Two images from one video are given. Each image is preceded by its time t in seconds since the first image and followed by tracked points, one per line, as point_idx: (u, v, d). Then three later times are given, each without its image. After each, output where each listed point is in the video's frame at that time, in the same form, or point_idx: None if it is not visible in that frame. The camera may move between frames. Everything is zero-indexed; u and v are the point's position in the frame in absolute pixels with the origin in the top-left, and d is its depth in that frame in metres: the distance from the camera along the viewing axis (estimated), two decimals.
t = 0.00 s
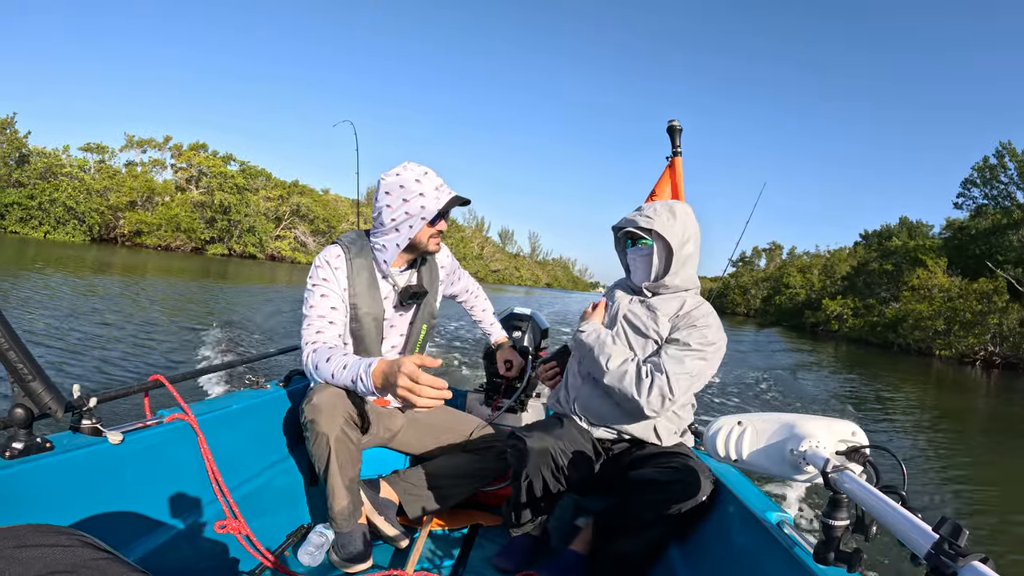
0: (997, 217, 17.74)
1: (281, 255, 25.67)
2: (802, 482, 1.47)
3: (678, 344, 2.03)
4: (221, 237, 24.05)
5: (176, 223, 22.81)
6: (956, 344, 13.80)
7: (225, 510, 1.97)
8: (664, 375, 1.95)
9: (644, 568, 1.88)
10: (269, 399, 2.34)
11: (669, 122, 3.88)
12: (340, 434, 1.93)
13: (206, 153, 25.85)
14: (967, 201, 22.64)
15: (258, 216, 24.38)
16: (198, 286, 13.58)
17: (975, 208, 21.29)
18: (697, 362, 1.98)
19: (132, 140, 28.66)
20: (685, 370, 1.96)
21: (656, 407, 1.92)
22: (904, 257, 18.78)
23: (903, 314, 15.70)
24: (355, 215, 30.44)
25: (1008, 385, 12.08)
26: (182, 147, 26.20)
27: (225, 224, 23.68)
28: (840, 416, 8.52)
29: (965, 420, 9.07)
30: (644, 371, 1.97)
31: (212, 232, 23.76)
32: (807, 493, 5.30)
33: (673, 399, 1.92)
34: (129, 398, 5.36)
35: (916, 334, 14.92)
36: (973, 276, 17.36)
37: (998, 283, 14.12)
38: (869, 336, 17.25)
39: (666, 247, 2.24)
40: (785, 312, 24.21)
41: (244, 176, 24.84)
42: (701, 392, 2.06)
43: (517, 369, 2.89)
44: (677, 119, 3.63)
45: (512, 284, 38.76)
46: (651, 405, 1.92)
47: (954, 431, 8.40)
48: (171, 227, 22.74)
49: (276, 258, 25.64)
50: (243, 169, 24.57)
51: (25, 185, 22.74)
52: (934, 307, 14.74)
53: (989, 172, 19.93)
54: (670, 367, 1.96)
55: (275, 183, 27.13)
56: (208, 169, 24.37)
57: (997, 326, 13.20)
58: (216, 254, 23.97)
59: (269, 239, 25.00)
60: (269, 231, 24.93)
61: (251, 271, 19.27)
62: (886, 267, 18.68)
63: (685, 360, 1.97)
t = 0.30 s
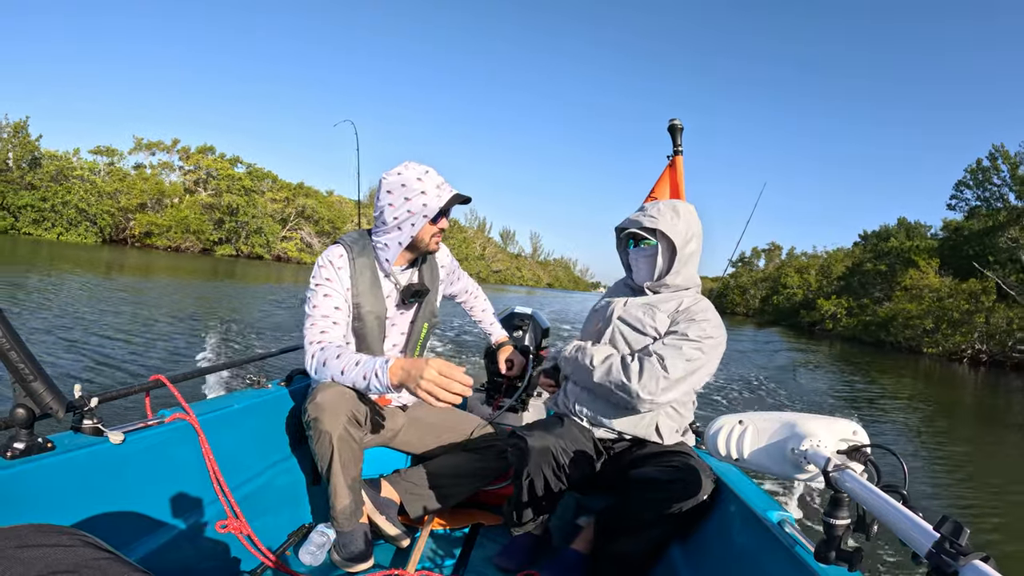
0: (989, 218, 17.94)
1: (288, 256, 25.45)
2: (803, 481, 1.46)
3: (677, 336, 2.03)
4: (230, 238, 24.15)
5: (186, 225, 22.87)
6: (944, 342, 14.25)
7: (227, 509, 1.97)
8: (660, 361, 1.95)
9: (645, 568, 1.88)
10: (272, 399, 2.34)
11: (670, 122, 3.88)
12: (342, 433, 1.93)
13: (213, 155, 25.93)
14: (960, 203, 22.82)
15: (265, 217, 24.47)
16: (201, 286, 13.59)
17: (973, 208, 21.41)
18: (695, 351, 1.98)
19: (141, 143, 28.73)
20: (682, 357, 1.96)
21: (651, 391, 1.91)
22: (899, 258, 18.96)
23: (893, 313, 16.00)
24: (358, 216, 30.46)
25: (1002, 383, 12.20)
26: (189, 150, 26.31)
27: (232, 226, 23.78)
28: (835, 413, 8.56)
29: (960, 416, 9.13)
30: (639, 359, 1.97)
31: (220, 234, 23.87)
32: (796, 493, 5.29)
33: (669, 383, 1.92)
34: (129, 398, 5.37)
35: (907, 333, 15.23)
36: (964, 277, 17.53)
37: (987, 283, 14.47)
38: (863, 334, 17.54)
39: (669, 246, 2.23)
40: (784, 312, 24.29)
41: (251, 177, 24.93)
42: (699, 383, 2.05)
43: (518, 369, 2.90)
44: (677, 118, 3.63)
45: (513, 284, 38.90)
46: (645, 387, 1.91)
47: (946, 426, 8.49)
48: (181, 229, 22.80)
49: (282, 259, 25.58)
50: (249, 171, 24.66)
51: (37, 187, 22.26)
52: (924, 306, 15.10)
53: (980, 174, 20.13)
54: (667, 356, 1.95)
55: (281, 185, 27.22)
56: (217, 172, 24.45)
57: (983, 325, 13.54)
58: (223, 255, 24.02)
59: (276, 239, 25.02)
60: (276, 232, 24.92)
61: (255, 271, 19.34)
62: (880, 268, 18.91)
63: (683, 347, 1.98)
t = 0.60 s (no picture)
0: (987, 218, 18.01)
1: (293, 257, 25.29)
2: (805, 481, 1.46)
3: (675, 338, 2.02)
4: (238, 240, 24.22)
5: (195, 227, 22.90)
6: (929, 339, 14.43)
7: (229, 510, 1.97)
8: (658, 367, 1.94)
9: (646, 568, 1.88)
10: (273, 399, 2.35)
11: (671, 122, 3.88)
12: (336, 433, 1.93)
13: (221, 158, 26.00)
14: (953, 205, 22.70)
15: (271, 218, 24.53)
16: (204, 286, 13.59)
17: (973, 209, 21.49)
18: (694, 353, 1.97)
19: (150, 145, 28.74)
20: (681, 361, 1.95)
21: (650, 398, 1.92)
22: (894, 259, 19.13)
23: (882, 312, 16.09)
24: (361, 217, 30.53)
25: (996, 382, 12.23)
26: (197, 151, 26.36)
27: (239, 227, 23.84)
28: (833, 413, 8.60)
29: (958, 416, 9.12)
30: (636, 368, 1.96)
31: (228, 235, 23.93)
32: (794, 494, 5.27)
33: (667, 390, 1.92)
34: (131, 399, 5.37)
35: (896, 331, 15.36)
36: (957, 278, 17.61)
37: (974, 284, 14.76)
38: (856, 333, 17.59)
39: (666, 248, 2.23)
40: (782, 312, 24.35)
41: (258, 179, 25.00)
42: (699, 384, 2.05)
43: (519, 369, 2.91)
44: (678, 119, 3.63)
45: (514, 284, 39.00)
46: (644, 397, 1.92)
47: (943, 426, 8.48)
48: (191, 230, 22.81)
49: (289, 260, 25.45)
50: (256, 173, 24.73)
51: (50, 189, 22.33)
52: (913, 305, 15.19)
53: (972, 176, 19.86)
54: (664, 361, 1.94)
55: (288, 187, 27.26)
56: (224, 174, 24.52)
57: (970, 324, 13.73)
58: (232, 256, 24.07)
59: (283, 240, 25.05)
60: (282, 233, 24.93)
61: (260, 271, 19.41)
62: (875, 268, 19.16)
63: (682, 350, 1.97)
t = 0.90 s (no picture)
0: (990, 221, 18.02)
1: (298, 258, 25.70)
2: (807, 482, 1.46)
3: (678, 342, 2.02)
4: (245, 242, 24.21)
5: (204, 229, 22.91)
6: (919, 336, 15.01)
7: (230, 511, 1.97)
8: (665, 376, 1.93)
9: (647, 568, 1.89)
10: (274, 400, 2.36)
11: (671, 122, 3.87)
12: (339, 434, 1.94)
13: (229, 161, 25.99)
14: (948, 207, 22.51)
15: (278, 221, 24.55)
16: (206, 287, 13.57)
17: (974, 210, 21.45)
18: (699, 358, 1.97)
19: (159, 148, 28.71)
20: (687, 369, 1.95)
21: (657, 408, 1.93)
22: (886, 259, 19.35)
23: (874, 311, 16.72)
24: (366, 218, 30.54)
25: (985, 384, 12.37)
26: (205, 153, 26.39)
27: (246, 229, 23.87)
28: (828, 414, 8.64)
29: (949, 422, 9.18)
30: (645, 376, 1.95)
31: (236, 237, 23.95)
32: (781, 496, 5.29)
33: (675, 399, 1.92)
34: (133, 399, 5.38)
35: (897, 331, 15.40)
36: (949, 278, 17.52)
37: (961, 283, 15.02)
38: (850, 333, 18.15)
39: (664, 249, 2.23)
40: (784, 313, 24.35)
41: (265, 181, 25.03)
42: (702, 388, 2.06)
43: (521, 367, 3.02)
44: (680, 119, 3.62)
45: (516, 285, 39.04)
46: (653, 407, 1.93)
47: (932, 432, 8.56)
48: (200, 232, 22.82)
49: (295, 262, 25.51)
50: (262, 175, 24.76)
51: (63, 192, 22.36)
52: (902, 304, 15.66)
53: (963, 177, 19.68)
54: (671, 368, 1.94)
55: (294, 190, 27.29)
56: (232, 177, 24.57)
57: (959, 322, 14.15)
58: (240, 257, 24.10)
59: (289, 241, 25.07)
60: (289, 235, 24.94)
61: (266, 272, 19.42)
62: (868, 269, 19.48)
63: (686, 357, 1.96)
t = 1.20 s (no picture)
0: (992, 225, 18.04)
1: (304, 258, 25.43)
2: (806, 484, 1.46)
3: (679, 334, 2.00)
4: (253, 243, 24.15)
5: (213, 230, 22.94)
6: (908, 335, 15.40)
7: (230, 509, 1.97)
8: (666, 359, 1.91)
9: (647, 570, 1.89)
10: (275, 398, 2.35)
11: (674, 123, 3.87)
12: (352, 432, 1.96)
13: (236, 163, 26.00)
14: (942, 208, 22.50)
15: (284, 222, 24.55)
16: (210, 287, 13.58)
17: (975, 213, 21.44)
18: (700, 349, 1.95)
19: (166, 150, 28.74)
20: (687, 355, 1.93)
21: (656, 388, 1.90)
22: (880, 259, 19.47)
23: (865, 310, 17.13)
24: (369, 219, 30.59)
25: (975, 383, 12.56)
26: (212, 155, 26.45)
27: (253, 230, 23.90)
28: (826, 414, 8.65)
29: (942, 421, 9.23)
30: (647, 357, 1.93)
31: (244, 237, 23.95)
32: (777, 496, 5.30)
33: (675, 383, 1.89)
34: (133, 397, 5.39)
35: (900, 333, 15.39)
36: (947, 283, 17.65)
37: (948, 283, 15.27)
38: (853, 335, 18.14)
39: (666, 253, 2.22)
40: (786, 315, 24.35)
41: (272, 182, 25.08)
42: (703, 381, 2.04)
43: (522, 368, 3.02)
44: (682, 120, 3.62)
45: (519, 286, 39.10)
46: (652, 386, 1.90)
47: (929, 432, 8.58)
48: (208, 234, 22.85)
49: (300, 262, 25.44)
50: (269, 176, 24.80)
51: (73, 195, 22.42)
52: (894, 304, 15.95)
53: (957, 177, 19.69)
54: (672, 353, 1.92)
55: (299, 191, 27.33)
56: (240, 179, 24.64)
57: (947, 320, 14.59)
58: (246, 258, 24.01)
59: (294, 241, 25.04)
60: (295, 236, 24.95)
61: (271, 272, 19.45)
62: (863, 268, 19.64)
63: (686, 345, 1.94)
